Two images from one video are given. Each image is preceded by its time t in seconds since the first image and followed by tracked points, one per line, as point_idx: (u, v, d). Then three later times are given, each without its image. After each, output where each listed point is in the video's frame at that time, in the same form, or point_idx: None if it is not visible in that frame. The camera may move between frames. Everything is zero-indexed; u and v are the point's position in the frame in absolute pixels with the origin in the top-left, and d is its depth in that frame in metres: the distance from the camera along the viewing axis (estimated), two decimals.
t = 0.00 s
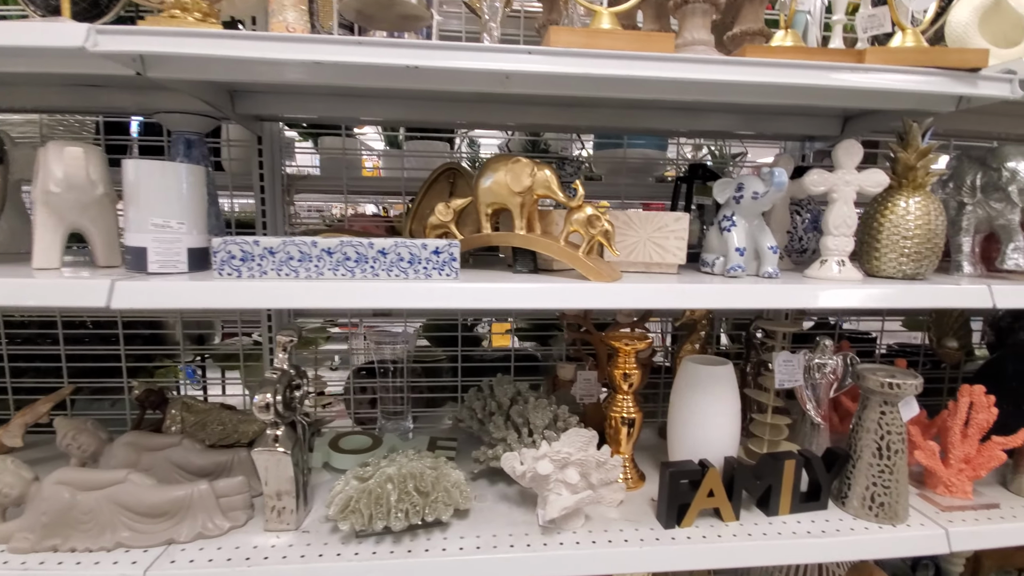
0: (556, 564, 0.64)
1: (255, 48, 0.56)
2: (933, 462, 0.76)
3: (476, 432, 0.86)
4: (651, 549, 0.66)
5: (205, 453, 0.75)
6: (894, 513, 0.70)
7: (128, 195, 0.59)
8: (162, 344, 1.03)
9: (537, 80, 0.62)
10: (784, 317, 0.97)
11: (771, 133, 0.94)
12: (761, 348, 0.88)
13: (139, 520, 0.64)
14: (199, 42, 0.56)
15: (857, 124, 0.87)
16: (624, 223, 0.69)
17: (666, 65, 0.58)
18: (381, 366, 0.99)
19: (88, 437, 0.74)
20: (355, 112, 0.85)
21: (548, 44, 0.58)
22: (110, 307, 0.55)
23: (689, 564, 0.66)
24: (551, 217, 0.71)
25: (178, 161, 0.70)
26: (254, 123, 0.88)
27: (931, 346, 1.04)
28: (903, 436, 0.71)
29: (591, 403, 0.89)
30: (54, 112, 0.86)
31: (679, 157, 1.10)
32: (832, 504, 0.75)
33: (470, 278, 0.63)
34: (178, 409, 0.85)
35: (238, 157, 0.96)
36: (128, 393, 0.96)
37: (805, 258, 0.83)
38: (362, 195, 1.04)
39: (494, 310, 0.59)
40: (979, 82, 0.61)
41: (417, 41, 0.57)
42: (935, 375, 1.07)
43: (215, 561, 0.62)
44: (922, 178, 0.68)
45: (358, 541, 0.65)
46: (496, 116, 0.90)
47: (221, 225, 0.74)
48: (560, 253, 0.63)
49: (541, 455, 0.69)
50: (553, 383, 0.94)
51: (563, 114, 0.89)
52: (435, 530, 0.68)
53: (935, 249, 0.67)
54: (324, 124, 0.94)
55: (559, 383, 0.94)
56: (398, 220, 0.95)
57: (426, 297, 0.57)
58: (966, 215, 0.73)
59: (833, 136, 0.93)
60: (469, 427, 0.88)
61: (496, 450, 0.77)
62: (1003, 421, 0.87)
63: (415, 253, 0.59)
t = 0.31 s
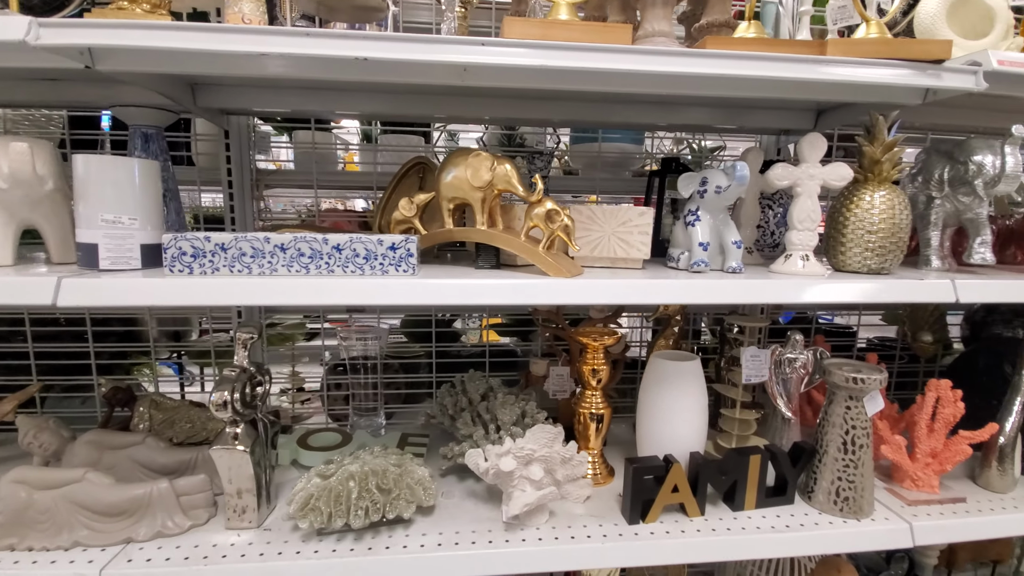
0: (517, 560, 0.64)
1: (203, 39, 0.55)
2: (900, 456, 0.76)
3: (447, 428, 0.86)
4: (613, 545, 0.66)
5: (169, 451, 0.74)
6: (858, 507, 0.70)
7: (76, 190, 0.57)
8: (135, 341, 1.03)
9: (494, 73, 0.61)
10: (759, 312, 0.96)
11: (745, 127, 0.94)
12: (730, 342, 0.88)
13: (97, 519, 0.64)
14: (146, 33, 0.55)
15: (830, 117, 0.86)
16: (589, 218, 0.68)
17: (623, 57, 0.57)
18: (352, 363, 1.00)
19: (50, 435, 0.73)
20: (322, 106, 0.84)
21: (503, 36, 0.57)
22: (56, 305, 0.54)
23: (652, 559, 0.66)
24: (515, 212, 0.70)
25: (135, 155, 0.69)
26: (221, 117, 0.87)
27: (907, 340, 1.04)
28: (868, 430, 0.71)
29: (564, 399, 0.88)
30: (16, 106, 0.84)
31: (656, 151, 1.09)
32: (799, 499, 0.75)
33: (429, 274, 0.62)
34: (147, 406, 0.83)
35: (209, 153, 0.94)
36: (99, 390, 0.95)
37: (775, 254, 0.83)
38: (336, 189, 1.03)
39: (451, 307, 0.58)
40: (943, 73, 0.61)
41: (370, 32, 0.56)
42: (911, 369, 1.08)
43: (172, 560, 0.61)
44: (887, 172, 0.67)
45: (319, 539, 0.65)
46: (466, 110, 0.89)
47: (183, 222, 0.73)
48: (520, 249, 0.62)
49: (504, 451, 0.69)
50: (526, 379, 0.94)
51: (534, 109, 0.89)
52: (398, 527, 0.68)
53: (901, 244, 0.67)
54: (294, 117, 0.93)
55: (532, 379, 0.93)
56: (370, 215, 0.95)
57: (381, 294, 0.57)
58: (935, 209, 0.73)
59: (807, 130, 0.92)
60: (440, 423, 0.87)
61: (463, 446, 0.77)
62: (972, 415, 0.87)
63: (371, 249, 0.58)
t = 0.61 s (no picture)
0: (489, 555, 0.64)
1: (169, 38, 0.55)
2: (880, 454, 0.75)
3: (428, 423, 0.86)
4: (585, 541, 0.66)
5: (151, 445, 0.75)
6: (835, 505, 0.70)
7: (49, 188, 0.58)
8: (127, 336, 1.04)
9: (461, 68, 0.61)
10: (746, 308, 0.96)
11: (731, 120, 0.93)
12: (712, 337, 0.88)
13: (78, 512, 0.65)
14: (113, 32, 0.55)
15: (815, 109, 0.85)
16: (562, 213, 0.68)
17: (588, 51, 0.57)
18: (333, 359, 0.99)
19: (35, 429, 0.75)
20: (302, 102, 0.84)
21: (467, 31, 0.57)
22: (26, 302, 0.55)
23: (625, 556, 0.66)
24: (488, 208, 0.70)
25: (111, 154, 0.69)
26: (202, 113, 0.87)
27: (897, 336, 1.03)
28: (846, 427, 0.71)
29: (545, 394, 0.88)
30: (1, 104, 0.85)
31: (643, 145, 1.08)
32: (776, 496, 0.75)
33: (400, 270, 0.62)
34: (133, 401, 0.83)
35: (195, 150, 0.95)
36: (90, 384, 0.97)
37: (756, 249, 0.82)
38: (322, 186, 1.03)
39: (419, 304, 0.58)
40: (919, 65, 0.60)
41: (334, 28, 0.56)
42: (901, 364, 1.07)
43: (148, 552, 0.62)
44: (865, 166, 0.66)
45: (293, 533, 0.66)
46: (446, 106, 0.88)
47: (161, 219, 0.73)
48: (489, 245, 0.62)
49: (478, 447, 0.69)
50: (509, 374, 0.94)
51: (515, 104, 0.88)
52: (372, 521, 0.69)
53: (879, 239, 0.66)
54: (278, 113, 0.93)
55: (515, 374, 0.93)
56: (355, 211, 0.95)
57: (348, 290, 0.57)
58: (917, 203, 0.71)
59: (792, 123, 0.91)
60: (422, 418, 0.88)
61: (440, 441, 0.77)
62: (958, 411, 0.86)
63: (338, 246, 0.58)
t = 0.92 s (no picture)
0: (467, 553, 0.64)
1: (141, 35, 0.55)
2: (869, 454, 0.74)
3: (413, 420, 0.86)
4: (564, 540, 0.65)
5: (136, 441, 0.76)
6: (821, 505, 0.69)
7: (28, 187, 0.59)
8: (120, 333, 1.05)
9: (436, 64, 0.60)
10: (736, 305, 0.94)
11: (722, 114, 0.91)
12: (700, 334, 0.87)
13: (61, 507, 0.66)
14: (86, 31, 0.55)
15: (806, 103, 0.83)
16: (542, 210, 0.67)
17: (561, 44, 0.56)
18: (323, 355, 0.99)
19: (23, 424, 0.76)
20: (287, 98, 0.84)
21: (437, 25, 0.57)
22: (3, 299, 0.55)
23: (605, 556, 0.66)
24: (467, 205, 0.69)
25: (94, 153, 0.70)
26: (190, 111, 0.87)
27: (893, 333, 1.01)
28: (832, 427, 0.70)
29: (532, 392, 0.88)
30: None
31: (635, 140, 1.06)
32: (762, 496, 0.74)
33: (377, 268, 0.62)
34: (124, 397, 0.83)
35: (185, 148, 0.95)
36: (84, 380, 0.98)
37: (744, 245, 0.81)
38: (312, 183, 1.03)
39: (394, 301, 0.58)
40: (905, 55, 0.58)
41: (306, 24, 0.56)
42: (898, 362, 1.05)
43: (129, 547, 0.63)
44: (851, 160, 0.65)
45: (273, 530, 0.66)
46: (430, 102, 0.87)
47: (145, 216, 0.73)
48: (465, 242, 0.62)
49: (458, 445, 0.69)
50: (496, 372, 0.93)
51: (501, 100, 0.87)
52: (352, 519, 0.69)
53: (865, 236, 0.64)
54: (266, 111, 0.93)
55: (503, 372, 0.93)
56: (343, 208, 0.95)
57: (322, 288, 0.57)
58: (908, 198, 0.70)
59: (783, 116, 0.89)
60: (408, 415, 0.88)
61: (423, 439, 0.77)
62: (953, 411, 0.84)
63: (312, 243, 0.58)
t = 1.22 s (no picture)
0: (454, 548, 0.64)
1: (122, 29, 0.55)
2: (865, 451, 0.73)
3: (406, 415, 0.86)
4: (552, 537, 0.65)
5: (131, 434, 0.77)
6: (815, 504, 0.68)
7: (17, 182, 0.59)
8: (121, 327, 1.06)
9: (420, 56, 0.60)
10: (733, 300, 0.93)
11: (719, 105, 0.89)
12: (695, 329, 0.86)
13: (56, 498, 0.67)
14: (69, 26, 0.55)
15: (804, 93, 0.82)
16: (530, 204, 0.67)
17: (544, 35, 0.55)
18: (318, 350, 1.01)
19: (21, 417, 0.77)
20: (279, 92, 0.84)
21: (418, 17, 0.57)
22: None
23: (593, 552, 0.65)
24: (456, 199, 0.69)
25: (85, 148, 0.71)
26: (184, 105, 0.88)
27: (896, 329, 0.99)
28: (826, 424, 0.68)
29: (525, 387, 0.88)
30: None
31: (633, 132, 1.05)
32: (755, 493, 0.73)
33: (363, 263, 0.62)
34: (120, 391, 0.83)
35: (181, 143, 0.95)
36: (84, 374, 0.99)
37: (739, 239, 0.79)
38: (308, 177, 1.03)
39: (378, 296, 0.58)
40: (902, 43, 0.57)
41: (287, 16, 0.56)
42: (900, 358, 1.03)
43: (120, 539, 0.63)
44: (846, 152, 0.64)
45: (262, 523, 0.66)
46: (422, 95, 0.87)
47: (136, 211, 0.74)
48: (451, 236, 0.61)
49: (446, 440, 0.68)
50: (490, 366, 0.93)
51: (494, 92, 0.87)
52: (342, 513, 0.69)
53: (860, 229, 0.63)
54: (260, 105, 0.93)
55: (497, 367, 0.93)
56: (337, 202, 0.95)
57: (306, 283, 0.56)
58: (907, 191, 0.68)
59: (781, 107, 0.88)
60: (401, 410, 0.88)
61: (414, 434, 0.77)
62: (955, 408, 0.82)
63: (297, 238, 0.58)
